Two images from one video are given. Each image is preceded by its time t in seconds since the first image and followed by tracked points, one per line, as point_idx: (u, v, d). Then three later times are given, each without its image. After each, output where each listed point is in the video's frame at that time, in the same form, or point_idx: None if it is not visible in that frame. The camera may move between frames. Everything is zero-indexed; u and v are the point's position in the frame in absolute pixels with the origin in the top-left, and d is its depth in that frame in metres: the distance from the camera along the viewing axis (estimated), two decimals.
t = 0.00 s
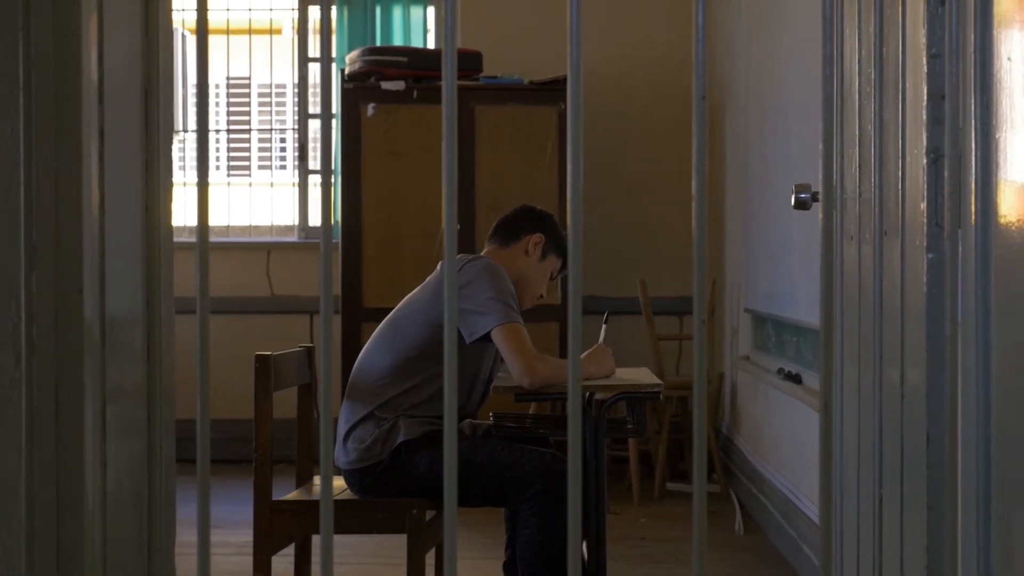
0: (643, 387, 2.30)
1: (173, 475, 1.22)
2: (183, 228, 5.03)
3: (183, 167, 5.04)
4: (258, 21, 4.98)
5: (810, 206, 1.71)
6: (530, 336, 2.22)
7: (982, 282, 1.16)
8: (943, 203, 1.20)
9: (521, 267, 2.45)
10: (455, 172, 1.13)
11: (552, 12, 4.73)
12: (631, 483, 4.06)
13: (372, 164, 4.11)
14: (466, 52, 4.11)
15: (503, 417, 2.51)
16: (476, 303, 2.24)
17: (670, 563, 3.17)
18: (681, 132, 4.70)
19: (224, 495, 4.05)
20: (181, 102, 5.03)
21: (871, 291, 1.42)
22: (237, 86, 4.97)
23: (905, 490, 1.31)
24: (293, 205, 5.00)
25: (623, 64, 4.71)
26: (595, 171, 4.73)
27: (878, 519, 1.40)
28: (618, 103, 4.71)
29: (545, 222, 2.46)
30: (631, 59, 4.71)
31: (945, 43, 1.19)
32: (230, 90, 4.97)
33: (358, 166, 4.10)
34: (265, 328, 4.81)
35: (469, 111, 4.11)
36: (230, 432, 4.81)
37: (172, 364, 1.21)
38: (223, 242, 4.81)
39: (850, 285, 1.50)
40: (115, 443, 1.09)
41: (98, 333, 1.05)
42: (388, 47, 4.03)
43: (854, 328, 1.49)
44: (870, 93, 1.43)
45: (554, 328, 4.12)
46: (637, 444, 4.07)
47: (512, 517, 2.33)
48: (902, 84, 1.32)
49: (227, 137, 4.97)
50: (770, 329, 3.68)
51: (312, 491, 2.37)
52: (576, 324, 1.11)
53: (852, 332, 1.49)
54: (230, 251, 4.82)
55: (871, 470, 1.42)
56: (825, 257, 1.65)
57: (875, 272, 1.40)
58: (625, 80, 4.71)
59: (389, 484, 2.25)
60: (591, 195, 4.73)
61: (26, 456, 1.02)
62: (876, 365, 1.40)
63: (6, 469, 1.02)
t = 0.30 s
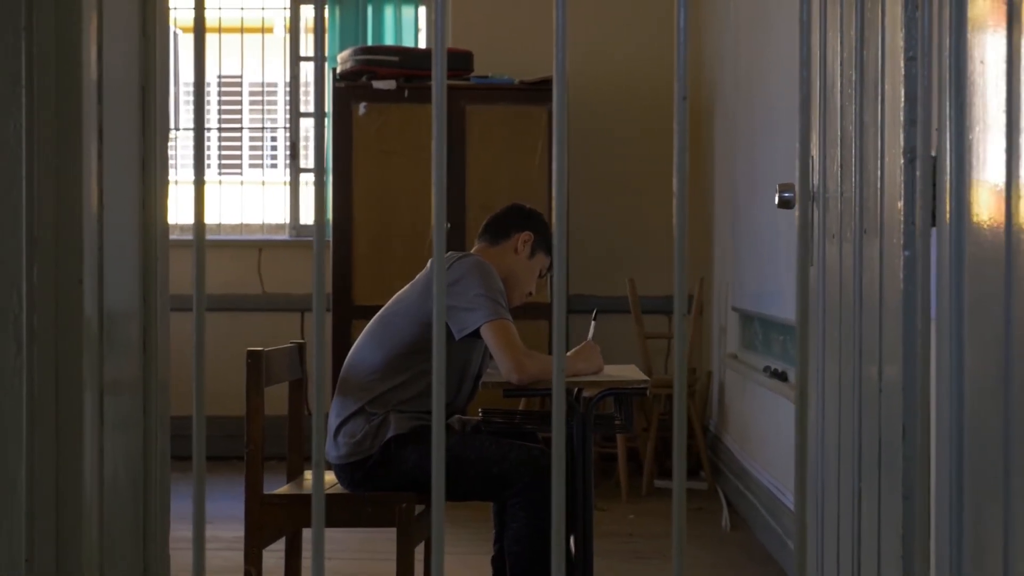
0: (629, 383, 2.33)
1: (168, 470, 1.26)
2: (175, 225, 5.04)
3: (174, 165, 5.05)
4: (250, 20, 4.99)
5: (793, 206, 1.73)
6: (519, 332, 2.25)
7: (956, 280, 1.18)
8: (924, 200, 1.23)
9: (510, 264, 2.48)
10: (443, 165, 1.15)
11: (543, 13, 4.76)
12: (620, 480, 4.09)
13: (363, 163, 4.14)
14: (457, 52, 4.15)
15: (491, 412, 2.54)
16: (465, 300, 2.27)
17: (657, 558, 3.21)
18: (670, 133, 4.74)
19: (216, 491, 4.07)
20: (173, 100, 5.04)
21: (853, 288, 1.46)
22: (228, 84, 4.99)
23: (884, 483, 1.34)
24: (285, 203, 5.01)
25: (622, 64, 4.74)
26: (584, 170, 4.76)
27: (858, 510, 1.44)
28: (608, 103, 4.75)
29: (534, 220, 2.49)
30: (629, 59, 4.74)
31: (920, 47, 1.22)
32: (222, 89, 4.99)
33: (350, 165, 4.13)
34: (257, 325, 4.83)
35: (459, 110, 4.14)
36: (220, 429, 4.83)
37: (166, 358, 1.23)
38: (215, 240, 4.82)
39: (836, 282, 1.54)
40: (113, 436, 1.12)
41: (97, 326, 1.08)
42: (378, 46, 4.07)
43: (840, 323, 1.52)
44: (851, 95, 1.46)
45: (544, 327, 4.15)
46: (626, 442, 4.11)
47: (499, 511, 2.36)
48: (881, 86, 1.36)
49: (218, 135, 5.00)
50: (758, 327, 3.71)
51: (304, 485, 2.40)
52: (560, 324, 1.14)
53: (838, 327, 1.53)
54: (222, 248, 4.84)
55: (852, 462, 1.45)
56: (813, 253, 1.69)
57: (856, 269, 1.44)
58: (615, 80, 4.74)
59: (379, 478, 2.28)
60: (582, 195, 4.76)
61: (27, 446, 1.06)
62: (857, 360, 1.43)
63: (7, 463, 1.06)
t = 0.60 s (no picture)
0: (622, 377, 2.36)
1: (164, 465, 1.33)
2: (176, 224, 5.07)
3: (175, 164, 5.08)
4: (250, 20, 5.02)
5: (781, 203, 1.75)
6: (512, 328, 2.28)
7: (930, 281, 1.20)
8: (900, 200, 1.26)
9: (505, 261, 2.52)
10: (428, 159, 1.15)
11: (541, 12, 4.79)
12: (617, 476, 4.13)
13: (361, 162, 4.17)
14: (454, 51, 4.17)
15: (486, 407, 2.57)
16: (460, 296, 2.31)
17: (653, 553, 3.24)
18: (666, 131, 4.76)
19: (216, 486, 4.10)
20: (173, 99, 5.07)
21: (838, 286, 1.49)
22: (228, 83, 5.02)
23: (864, 476, 1.37)
24: (284, 201, 5.04)
25: (620, 64, 4.77)
26: (581, 169, 4.79)
27: (842, 501, 1.47)
28: (606, 102, 4.78)
29: (528, 218, 2.53)
30: (626, 58, 4.77)
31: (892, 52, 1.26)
32: (222, 88, 5.02)
33: (349, 164, 4.16)
34: (258, 322, 4.86)
35: (457, 109, 4.18)
36: (218, 425, 4.86)
37: (163, 351, 1.32)
38: (215, 238, 4.86)
39: (823, 278, 1.57)
40: (111, 429, 1.17)
41: (97, 322, 1.13)
42: (376, 46, 4.09)
43: (826, 319, 1.56)
44: (837, 94, 1.50)
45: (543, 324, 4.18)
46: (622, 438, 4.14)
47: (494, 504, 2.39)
48: (860, 88, 1.39)
49: (218, 134, 5.03)
50: (752, 324, 3.74)
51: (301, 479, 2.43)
52: (543, 326, 1.18)
53: (825, 322, 1.56)
54: (221, 246, 4.88)
55: (838, 454, 1.48)
56: (799, 251, 1.72)
57: (841, 266, 1.47)
58: (612, 79, 4.78)
59: (375, 472, 2.31)
60: (579, 194, 4.80)
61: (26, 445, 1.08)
62: (842, 355, 1.47)
63: (6, 462, 1.08)
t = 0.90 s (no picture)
0: (622, 372, 2.38)
1: (168, 460, 1.37)
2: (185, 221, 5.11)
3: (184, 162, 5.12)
4: (257, 18, 5.06)
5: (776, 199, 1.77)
6: (514, 321, 2.30)
7: (913, 274, 1.23)
8: (884, 194, 1.29)
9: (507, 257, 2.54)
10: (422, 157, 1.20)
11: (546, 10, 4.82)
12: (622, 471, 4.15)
13: (367, 159, 4.20)
14: (460, 49, 4.20)
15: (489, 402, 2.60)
16: (463, 292, 2.34)
17: (656, 547, 3.26)
18: (671, 128, 4.77)
19: (224, 481, 4.15)
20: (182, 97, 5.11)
21: (829, 280, 1.51)
22: (235, 82, 5.06)
23: (853, 467, 1.39)
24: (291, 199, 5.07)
25: (625, 61, 4.79)
26: (587, 166, 4.81)
27: (834, 492, 1.49)
28: (611, 99, 4.80)
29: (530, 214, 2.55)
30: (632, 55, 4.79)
31: (875, 49, 1.28)
32: (230, 86, 5.06)
33: (355, 161, 4.20)
34: (265, 319, 4.91)
35: (462, 106, 4.21)
36: (225, 421, 4.91)
37: (165, 346, 1.36)
38: (223, 236, 4.90)
39: (816, 273, 1.60)
40: (114, 425, 1.22)
41: (99, 319, 1.18)
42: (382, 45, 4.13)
43: (818, 313, 1.58)
44: (829, 91, 1.52)
45: (549, 320, 4.20)
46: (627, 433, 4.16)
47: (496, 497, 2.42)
48: (849, 85, 1.42)
49: (226, 131, 5.07)
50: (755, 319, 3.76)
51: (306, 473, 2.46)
52: (531, 321, 1.20)
53: (818, 316, 1.59)
54: (229, 244, 4.93)
55: (830, 446, 1.51)
56: (794, 246, 1.74)
57: (832, 260, 1.50)
58: (617, 76, 4.79)
59: (378, 466, 2.35)
60: (584, 190, 4.83)
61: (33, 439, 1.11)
62: (833, 348, 1.49)
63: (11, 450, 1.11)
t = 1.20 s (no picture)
0: (631, 367, 2.39)
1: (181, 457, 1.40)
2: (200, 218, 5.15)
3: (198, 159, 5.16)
4: (269, 15, 5.10)
5: (779, 195, 1.78)
6: (523, 317, 2.31)
7: (911, 269, 1.25)
8: (883, 191, 1.31)
9: (517, 255, 2.57)
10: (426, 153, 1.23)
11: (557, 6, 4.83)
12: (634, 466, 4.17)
13: (379, 156, 4.23)
14: (471, 46, 4.23)
15: (499, 398, 2.62)
16: (473, 288, 2.37)
17: (667, 542, 3.27)
18: (683, 124, 4.78)
19: (239, 477, 4.19)
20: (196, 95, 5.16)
21: (831, 277, 1.53)
22: (249, 79, 5.10)
23: (854, 460, 1.41)
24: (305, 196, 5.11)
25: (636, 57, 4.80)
26: (598, 162, 4.83)
27: (838, 488, 1.51)
28: (623, 95, 4.82)
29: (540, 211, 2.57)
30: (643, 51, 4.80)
31: (867, 47, 1.33)
32: (243, 83, 5.11)
33: (367, 158, 4.23)
34: (281, 315, 4.95)
35: (474, 103, 4.23)
36: (240, 417, 4.96)
37: (178, 343, 1.39)
38: (238, 233, 4.95)
39: (819, 268, 1.62)
40: (129, 420, 1.25)
41: (114, 317, 1.21)
42: (394, 43, 4.19)
43: (821, 308, 1.60)
44: (831, 88, 1.54)
45: (561, 316, 4.22)
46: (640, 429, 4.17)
47: (507, 492, 2.44)
48: (848, 83, 1.44)
49: (240, 129, 5.11)
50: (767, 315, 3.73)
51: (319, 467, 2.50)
52: (535, 320, 1.23)
53: (821, 312, 1.60)
54: (243, 241, 4.98)
55: (833, 440, 1.53)
56: (798, 243, 1.75)
57: (834, 255, 1.51)
58: (628, 72, 4.81)
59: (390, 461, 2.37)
60: (596, 186, 4.84)
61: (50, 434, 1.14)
62: (836, 342, 1.51)
63: (30, 443, 1.14)
